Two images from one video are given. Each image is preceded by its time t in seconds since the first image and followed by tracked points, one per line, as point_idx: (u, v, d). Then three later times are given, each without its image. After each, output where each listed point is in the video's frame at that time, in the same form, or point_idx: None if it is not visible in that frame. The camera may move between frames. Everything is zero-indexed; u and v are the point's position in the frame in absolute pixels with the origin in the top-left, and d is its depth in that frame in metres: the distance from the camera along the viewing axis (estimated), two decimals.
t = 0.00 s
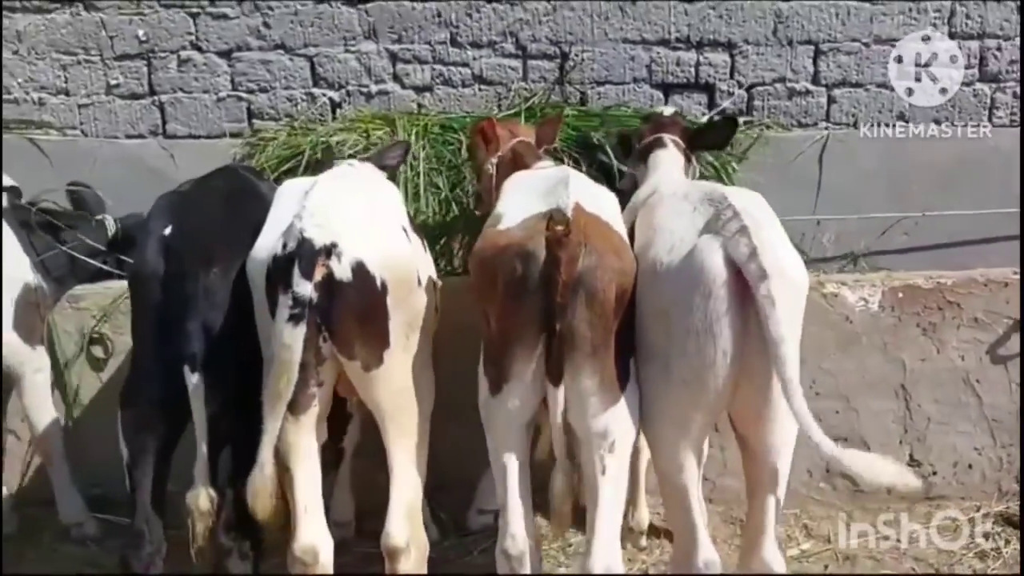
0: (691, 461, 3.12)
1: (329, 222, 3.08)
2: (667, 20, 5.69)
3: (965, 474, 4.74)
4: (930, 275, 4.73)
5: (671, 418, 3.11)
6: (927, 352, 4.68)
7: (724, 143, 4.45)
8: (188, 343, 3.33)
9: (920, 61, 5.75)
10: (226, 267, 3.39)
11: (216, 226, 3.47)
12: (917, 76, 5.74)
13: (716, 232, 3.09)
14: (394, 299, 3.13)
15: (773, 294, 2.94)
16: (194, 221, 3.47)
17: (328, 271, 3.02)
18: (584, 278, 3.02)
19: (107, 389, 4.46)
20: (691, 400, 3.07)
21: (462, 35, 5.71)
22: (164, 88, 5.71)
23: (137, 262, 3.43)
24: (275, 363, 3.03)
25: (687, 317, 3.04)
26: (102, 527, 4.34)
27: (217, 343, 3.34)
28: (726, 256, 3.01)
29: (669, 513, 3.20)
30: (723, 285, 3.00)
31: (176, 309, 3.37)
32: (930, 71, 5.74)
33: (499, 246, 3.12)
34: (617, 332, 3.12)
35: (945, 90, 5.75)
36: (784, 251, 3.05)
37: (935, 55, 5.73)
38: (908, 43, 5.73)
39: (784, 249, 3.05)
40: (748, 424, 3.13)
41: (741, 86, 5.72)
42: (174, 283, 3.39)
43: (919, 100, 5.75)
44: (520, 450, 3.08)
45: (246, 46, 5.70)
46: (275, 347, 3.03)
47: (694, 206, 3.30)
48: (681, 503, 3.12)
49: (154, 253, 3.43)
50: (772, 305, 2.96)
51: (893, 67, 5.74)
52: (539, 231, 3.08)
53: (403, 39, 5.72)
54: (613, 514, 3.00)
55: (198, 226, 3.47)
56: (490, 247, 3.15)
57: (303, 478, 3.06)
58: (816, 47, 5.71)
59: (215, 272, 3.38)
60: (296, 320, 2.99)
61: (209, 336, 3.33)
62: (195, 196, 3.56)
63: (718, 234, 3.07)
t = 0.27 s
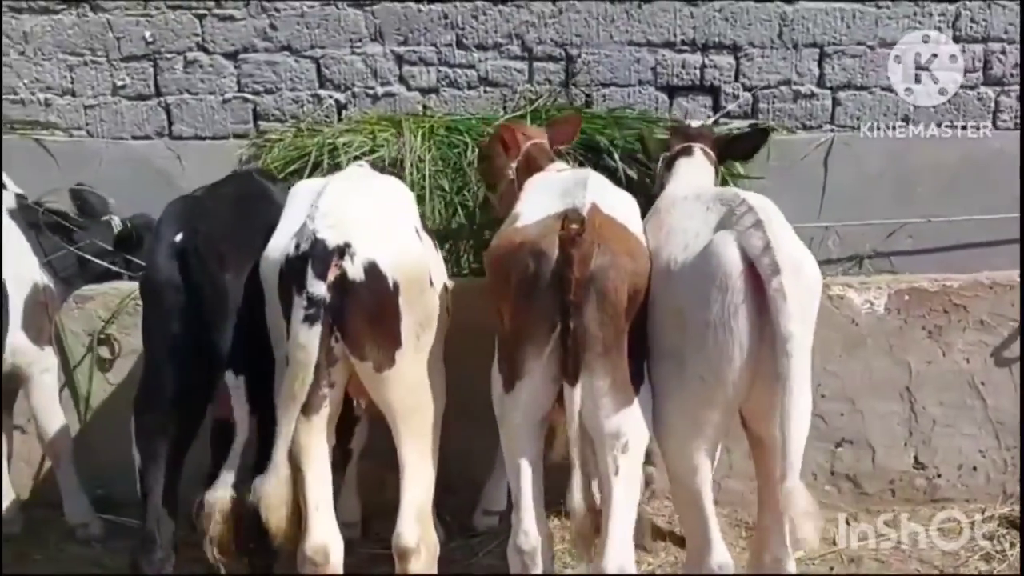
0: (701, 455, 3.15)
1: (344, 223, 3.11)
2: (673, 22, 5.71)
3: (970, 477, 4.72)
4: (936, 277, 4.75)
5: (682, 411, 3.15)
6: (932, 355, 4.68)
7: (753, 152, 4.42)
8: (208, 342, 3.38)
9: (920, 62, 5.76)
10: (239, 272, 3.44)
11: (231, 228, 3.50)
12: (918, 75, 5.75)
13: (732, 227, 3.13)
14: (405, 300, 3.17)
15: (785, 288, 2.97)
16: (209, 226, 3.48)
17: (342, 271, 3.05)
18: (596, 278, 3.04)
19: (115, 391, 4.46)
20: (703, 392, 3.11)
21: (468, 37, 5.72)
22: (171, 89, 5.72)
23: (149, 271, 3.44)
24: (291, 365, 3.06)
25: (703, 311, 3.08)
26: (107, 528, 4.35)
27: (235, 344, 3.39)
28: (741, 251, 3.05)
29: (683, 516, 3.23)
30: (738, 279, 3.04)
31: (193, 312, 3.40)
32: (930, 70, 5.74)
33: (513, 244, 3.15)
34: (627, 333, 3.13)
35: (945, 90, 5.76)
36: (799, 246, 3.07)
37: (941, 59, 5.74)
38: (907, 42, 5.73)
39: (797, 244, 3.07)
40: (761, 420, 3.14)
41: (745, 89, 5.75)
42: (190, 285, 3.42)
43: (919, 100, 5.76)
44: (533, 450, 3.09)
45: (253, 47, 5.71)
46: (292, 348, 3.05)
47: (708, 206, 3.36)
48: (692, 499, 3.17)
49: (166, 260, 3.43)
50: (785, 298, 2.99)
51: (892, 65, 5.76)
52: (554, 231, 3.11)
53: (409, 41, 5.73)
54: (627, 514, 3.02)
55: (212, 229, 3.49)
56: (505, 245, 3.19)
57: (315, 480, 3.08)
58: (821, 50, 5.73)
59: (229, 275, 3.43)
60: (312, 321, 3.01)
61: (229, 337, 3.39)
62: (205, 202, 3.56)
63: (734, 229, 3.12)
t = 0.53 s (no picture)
0: (709, 454, 3.19)
1: (362, 216, 3.22)
2: (678, 21, 5.70)
3: (974, 476, 4.71)
4: (942, 277, 4.73)
5: (688, 410, 3.18)
6: (937, 355, 4.66)
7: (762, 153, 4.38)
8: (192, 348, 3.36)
9: (920, 61, 5.75)
10: (233, 275, 3.41)
11: (231, 230, 3.52)
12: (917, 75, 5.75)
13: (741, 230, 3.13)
14: (420, 295, 3.25)
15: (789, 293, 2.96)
16: (209, 227, 3.52)
17: (358, 264, 3.14)
18: (603, 274, 3.03)
19: (122, 390, 4.47)
20: (708, 393, 3.13)
21: (473, 36, 5.72)
22: (176, 88, 5.72)
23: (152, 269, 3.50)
24: (310, 359, 3.14)
25: (710, 314, 3.09)
26: (113, 526, 4.37)
27: (243, 344, 3.41)
28: (748, 254, 3.05)
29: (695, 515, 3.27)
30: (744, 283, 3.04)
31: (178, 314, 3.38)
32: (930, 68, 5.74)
33: (519, 241, 3.16)
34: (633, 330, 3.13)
35: (945, 90, 5.76)
36: (807, 250, 3.05)
37: (948, 58, 5.73)
38: (908, 40, 5.72)
39: (806, 247, 3.05)
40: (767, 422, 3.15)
41: (750, 88, 5.75)
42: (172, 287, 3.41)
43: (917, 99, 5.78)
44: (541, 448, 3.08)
45: (258, 46, 5.72)
46: (316, 340, 3.13)
47: (722, 205, 3.36)
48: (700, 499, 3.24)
49: (166, 259, 3.48)
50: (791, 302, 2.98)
51: (892, 65, 5.76)
52: (560, 227, 3.10)
53: (413, 39, 5.73)
54: (634, 513, 3.02)
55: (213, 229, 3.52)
56: (512, 242, 3.19)
57: (328, 474, 3.20)
58: (826, 49, 5.73)
59: (221, 278, 3.41)
60: (333, 313, 3.11)
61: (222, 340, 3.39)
62: (215, 202, 3.65)
63: (743, 231, 3.11)
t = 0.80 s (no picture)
0: (738, 463, 3.15)
1: (379, 216, 3.25)
2: (692, 21, 5.72)
3: (988, 478, 4.70)
4: (958, 276, 4.67)
5: (716, 417, 3.15)
6: (953, 356, 4.63)
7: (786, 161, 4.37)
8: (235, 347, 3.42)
9: (921, 61, 5.80)
10: (276, 278, 3.50)
11: (275, 234, 3.58)
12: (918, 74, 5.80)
13: (774, 233, 3.12)
14: (437, 294, 3.26)
15: (821, 300, 2.95)
16: (252, 230, 3.57)
17: (376, 263, 3.16)
18: (631, 273, 3.04)
19: (138, 386, 4.50)
20: (737, 400, 3.10)
21: (487, 35, 5.73)
22: (191, 86, 5.76)
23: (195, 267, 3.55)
24: (321, 357, 3.17)
25: (742, 319, 3.08)
26: (128, 521, 4.41)
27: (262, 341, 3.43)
28: (781, 259, 3.04)
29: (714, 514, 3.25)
30: (777, 288, 3.03)
31: (227, 318, 3.44)
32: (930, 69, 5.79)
33: (548, 238, 3.18)
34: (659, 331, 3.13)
35: (944, 90, 5.80)
36: (842, 255, 3.04)
37: (963, 58, 5.77)
38: (909, 40, 5.77)
39: (843, 252, 3.04)
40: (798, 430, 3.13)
41: (765, 87, 5.77)
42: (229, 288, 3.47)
43: (918, 101, 5.81)
44: (563, 447, 3.10)
45: (273, 44, 5.74)
46: (325, 336, 3.16)
47: (756, 206, 3.32)
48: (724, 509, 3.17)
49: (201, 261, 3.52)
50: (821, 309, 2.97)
51: (892, 65, 5.79)
52: (590, 225, 3.12)
53: (427, 38, 5.74)
54: (656, 513, 3.02)
55: (254, 233, 3.57)
56: (540, 239, 3.21)
57: (343, 474, 3.19)
58: (842, 49, 5.76)
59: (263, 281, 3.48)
60: (347, 311, 3.12)
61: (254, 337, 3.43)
62: (252, 202, 3.69)
63: (776, 234, 3.10)
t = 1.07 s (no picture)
0: (762, 467, 3.17)
1: (407, 214, 3.31)
2: (704, 20, 5.74)
3: (999, 479, 4.67)
4: (969, 277, 4.63)
5: (746, 418, 3.19)
6: (965, 357, 4.59)
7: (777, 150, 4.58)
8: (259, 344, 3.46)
9: (920, 61, 5.84)
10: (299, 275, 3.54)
11: (297, 228, 3.61)
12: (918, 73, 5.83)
13: (810, 236, 3.14)
14: (460, 292, 3.33)
15: (854, 306, 2.99)
16: (272, 225, 3.60)
17: (402, 260, 3.23)
18: (652, 271, 3.08)
19: (151, 382, 4.52)
20: (767, 402, 3.14)
21: (499, 34, 5.75)
22: (204, 84, 5.79)
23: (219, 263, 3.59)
24: (348, 352, 3.23)
25: (775, 322, 3.11)
26: (141, 516, 4.44)
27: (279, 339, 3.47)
28: (816, 264, 3.07)
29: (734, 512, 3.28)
30: (811, 292, 3.06)
31: (252, 314, 3.50)
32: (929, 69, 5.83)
33: (570, 237, 3.23)
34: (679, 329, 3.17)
35: (945, 91, 5.80)
36: (879, 260, 3.08)
37: (975, 58, 5.76)
38: (908, 41, 5.78)
39: (880, 256, 3.08)
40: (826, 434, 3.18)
41: (777, 87, 5.78)
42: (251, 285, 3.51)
43: (919, 100, 5.82)
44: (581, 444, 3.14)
45: (286, 43, 5.77)
46: (351, 333, 3.22)
47: (793, 207, 3.32)
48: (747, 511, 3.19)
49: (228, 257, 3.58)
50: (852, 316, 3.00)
51: (893, 65, 5.80)
52: (611, 224, 3.17)
53: (440, 37, 5.76)
54: (675, 512, 3.03)
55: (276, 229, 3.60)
56: (562, 238, 3.26)
57: (363, 466, 3.24)
58: (854, 48, 5.77)
59: (288, 278, 3.52)
60: (373, 307, 3.19)
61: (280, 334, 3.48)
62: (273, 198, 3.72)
63: (813, 238, 3.12)
